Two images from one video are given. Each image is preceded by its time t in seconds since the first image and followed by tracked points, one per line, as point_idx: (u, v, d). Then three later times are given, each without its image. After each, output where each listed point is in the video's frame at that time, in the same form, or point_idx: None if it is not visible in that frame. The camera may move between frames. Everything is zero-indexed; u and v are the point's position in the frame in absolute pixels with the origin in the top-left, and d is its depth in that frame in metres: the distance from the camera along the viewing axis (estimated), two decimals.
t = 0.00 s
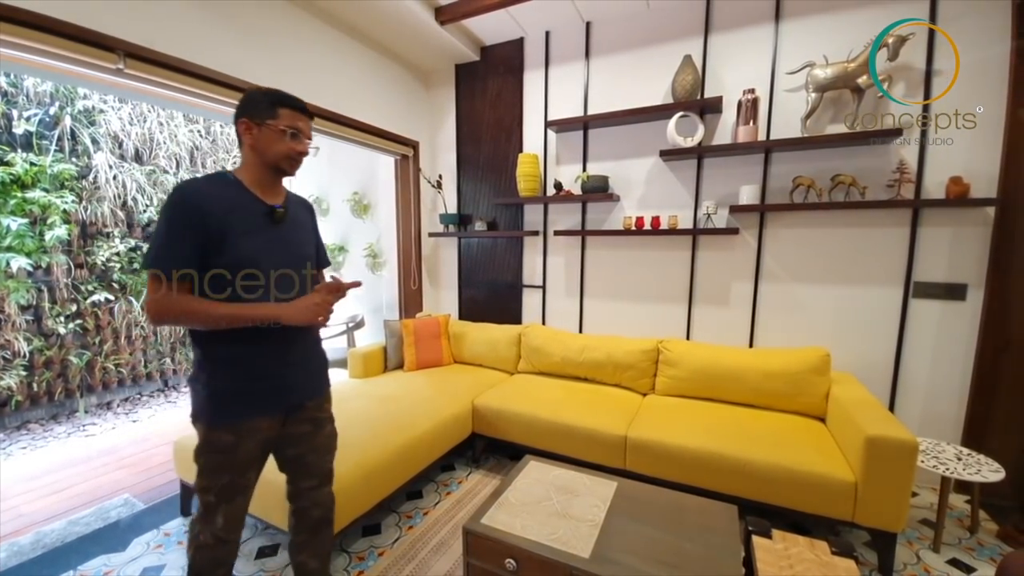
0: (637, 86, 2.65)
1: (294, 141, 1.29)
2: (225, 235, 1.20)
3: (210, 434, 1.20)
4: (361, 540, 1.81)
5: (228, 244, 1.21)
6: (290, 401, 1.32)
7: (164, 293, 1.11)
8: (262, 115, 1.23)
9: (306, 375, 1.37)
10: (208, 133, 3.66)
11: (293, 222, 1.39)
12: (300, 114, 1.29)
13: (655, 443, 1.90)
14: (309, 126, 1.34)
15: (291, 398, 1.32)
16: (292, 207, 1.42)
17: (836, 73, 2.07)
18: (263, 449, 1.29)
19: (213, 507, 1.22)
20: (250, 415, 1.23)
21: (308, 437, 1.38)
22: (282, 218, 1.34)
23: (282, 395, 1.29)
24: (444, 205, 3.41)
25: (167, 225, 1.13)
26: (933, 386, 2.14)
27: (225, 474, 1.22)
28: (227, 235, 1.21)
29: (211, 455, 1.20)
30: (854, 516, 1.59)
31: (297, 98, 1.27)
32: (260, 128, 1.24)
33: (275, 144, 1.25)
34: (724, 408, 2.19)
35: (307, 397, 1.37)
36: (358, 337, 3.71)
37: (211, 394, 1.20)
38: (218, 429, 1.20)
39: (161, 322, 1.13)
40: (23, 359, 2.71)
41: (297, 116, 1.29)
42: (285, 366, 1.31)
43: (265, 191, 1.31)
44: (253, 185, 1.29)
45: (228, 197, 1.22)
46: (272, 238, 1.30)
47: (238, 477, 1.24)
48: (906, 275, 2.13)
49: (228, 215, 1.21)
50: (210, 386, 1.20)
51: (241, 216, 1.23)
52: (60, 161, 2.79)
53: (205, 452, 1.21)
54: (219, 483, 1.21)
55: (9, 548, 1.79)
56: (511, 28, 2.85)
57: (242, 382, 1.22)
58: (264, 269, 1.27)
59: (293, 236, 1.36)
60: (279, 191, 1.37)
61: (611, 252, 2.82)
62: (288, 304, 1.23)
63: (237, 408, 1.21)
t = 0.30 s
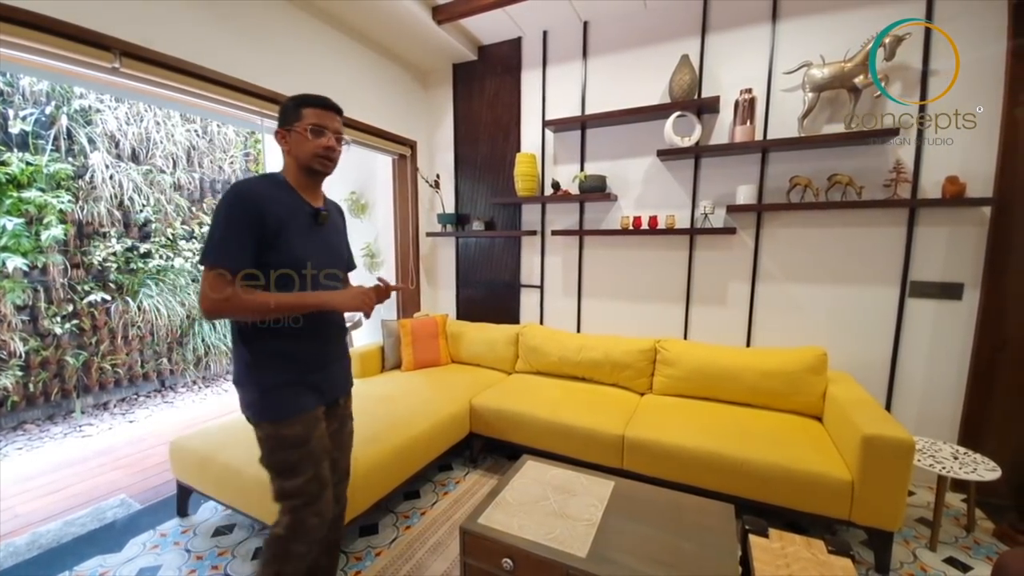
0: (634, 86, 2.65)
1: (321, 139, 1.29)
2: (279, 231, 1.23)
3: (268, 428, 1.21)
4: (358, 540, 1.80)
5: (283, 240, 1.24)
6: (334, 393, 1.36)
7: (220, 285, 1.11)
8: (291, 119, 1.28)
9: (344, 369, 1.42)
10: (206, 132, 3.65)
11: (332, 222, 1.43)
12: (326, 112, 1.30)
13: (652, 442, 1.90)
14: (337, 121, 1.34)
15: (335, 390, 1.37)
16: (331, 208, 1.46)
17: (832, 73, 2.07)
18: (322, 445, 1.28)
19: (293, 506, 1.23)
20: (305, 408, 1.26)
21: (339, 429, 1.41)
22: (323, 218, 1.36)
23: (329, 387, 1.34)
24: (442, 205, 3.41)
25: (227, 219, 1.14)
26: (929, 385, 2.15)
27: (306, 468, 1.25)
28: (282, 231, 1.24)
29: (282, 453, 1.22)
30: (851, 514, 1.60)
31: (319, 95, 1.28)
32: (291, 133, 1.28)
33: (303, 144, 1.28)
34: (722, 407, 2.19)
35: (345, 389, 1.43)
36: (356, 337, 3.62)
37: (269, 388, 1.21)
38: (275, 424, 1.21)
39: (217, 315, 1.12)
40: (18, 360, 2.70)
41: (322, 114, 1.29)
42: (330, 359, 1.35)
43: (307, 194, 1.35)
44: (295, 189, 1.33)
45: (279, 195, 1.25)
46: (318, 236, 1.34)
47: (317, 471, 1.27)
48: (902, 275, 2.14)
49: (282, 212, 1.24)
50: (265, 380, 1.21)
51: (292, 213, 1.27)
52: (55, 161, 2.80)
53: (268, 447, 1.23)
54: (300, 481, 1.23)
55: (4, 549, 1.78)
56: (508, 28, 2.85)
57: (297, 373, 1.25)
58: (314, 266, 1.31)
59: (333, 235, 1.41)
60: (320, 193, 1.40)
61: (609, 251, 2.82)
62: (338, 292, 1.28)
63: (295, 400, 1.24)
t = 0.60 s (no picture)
0: (631, 86, 2.65)
1: (353, 144, 1.35)
2: (318, 233, 1.27)
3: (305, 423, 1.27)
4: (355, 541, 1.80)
5: (321, 242, 1.28)
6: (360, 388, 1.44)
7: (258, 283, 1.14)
8: (323, 124, 1.32)
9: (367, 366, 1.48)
10: (202, 132, 3.63)
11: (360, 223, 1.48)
12: (357, 116, 1.35)
13: (650, 441, 1.90)
14: (366, 125, 1.39)
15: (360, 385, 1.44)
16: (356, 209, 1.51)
17: (828, 73, 2.08)
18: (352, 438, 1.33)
19: (339, 493, 1.29)
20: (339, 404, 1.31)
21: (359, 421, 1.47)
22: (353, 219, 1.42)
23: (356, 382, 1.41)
24: (439, 205, 3.40)
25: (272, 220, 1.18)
26: (925, 384, 2.16)
27: (348, 455, 1.31)
28: (321, 233, 1.28)
29: (324, 443, 1.28)
30: (848, 513, 1.60)
31: (350, 100, 1.32)
32: (323, 137, 1.32)
33: (336, 149, 1.32)
34: (720, 406, 2.19)
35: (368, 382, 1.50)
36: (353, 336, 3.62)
37: (305, 384, 1.26)
38: (312, 419, 1.26)
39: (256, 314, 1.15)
40: (13, 361, 2.69)
41: (353, 119, 1.34)
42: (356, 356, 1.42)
43: (338, 196, 1.40)
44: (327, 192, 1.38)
45: (316, 197, 1.29)
46: (350, 238, 1.39)
47: (358, 457, 1.33)
48: (898, 274, 2.14)
49: (320, 215, 1.28)
50: (302, 377, 1.26)
51: (329, 215, 1.31)
52: (51, 160, 2.80)
53: (306, 441, 1.28)
54: (344, 468, 1.29)
55: None
56: (505, 28, 2.85)
57: (331, 370, 1.31)
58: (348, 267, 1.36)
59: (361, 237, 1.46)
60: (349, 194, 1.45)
61: (606, 251, 2.82)
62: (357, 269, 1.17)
63: (328, 398, 1.29)
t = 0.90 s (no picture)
0: (626, 86, 2.66)
1: (377, 141, 1.35)
2: (358, 234, 1.28)
3: (351, 419, 1.29)
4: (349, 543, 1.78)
5: (362, 243, 1.29)
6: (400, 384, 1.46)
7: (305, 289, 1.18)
8: (345, 124, 1.31)
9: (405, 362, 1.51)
10: (192, 130, 3.59)
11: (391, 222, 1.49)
12: (377, 113, 1.34)
13: (645, 440, 1.91)
14: (386, 120, 1.38)
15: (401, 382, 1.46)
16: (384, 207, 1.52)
17: (821, 74, 2.09)
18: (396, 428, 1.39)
19: (371, 486, 1.31)
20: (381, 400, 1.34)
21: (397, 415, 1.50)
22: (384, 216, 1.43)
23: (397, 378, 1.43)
24: (433, 204, 3.39)
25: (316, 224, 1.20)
26: (915, 382, 2.19)
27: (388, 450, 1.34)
28: (362, 234, 1.29)
29: (367, 438, 1.30)
30: (840, 509, 1.62)
31: (367, 96, 1.31)
32: (346, 137, 1.32)
33: (361, 148, 1.33)
34: (713, 405, 2.21)
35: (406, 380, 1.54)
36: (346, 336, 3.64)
37: (351, 383, 1.29)
38: (358, 416, 1.29)
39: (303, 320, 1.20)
40: None
41: (374, 115, 1.34)
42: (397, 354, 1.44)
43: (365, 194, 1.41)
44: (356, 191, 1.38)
45: (353, 199, 1.31)
46: (385, 237, 1.41)
47: (395, 454, 1.37)
48: (888, 273, 2.17)
49: (358, 216, 1.30)
50: (351, 377, 1.29)
51: (365, 216, 1.33)
52: (38, 158, 2.74)
53: (349, 436, 1.30)
54: (382, 462, 1.32)
55: None
56: (500, 27, 2.84)
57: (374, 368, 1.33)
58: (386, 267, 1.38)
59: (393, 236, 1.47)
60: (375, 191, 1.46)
61: (601, 250, 2.83)
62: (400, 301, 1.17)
63: (373, 394, 1.31)
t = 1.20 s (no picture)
0: (618, 87, 2.68)
1: (403, 139, 1.37)
2: (389, 234, 1.31)
3: (381, 414, 1.35)
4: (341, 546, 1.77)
5: (393, 243, 1.33)
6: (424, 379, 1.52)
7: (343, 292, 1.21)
8: (372, 123, 1.33)
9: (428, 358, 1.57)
10: (179, 128, 3.53)
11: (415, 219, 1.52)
12: (403, 112, 1.36)
13: (637, 439, 1.92)
14: (411, 118, 1.41)
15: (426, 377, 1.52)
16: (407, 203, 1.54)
17: (809, 76, 2.12)
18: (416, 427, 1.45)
19: (392, 483, 1.37)
20: (409, 395, 1.40)
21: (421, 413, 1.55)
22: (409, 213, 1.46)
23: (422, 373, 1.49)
24: (425, 204, 3.38)
25: (351, 226, 1.22)
26: (901, 379, 2.23)
27: (411, 447, 1.40)
28: (392, 236, 1.33)
29: (392, 435, 1.36)
30: (830, 506, 1.64)
31: (393, 94, 1.33)
32: (373, 136, 1.34)
33: (388, 147, 1.35)
34: (705, 403, 2.23)
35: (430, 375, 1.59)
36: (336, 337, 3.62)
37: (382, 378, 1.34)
38: (387, 412, 1.35)
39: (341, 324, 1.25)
40: None
41: (400, 114, 1.36)
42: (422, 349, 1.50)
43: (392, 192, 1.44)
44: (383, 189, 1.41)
45: (383, 200, 1.33)
46: (411, 237, 1.44)
47: (416, 452, 1.42)
48: (875, 273, 2.21)
49: (388, 216, 1.32)
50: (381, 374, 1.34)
51: (394, 216, 1.36)
52: (20, 156, 2.66)
53: (375, 430, 1.36)
54: (405, 459, 1.38)
55: None
56: (492, 27, 2.84)
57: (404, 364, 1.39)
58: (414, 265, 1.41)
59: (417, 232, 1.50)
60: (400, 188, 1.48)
61: (594, 251, 2.84)
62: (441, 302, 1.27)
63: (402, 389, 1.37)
